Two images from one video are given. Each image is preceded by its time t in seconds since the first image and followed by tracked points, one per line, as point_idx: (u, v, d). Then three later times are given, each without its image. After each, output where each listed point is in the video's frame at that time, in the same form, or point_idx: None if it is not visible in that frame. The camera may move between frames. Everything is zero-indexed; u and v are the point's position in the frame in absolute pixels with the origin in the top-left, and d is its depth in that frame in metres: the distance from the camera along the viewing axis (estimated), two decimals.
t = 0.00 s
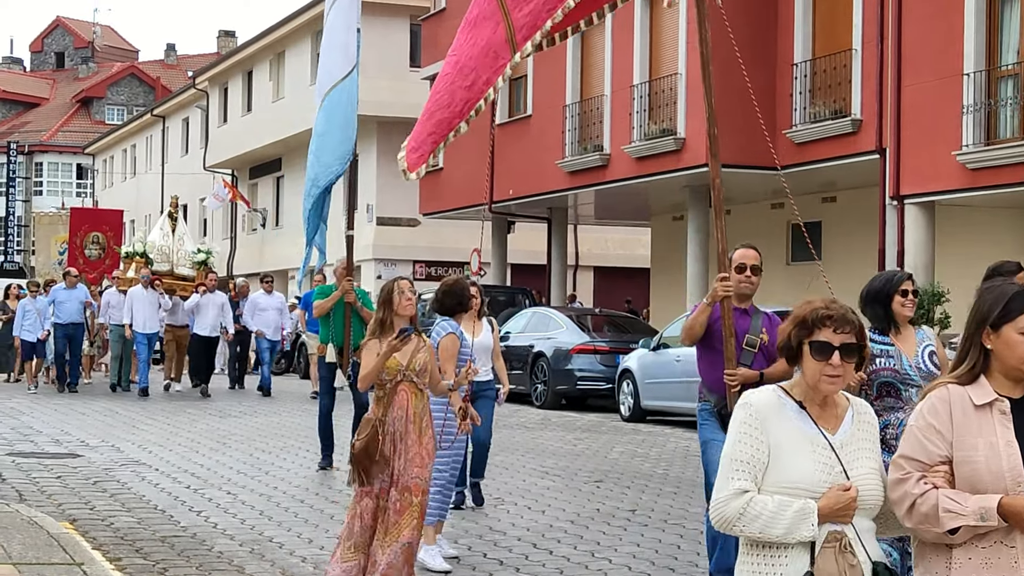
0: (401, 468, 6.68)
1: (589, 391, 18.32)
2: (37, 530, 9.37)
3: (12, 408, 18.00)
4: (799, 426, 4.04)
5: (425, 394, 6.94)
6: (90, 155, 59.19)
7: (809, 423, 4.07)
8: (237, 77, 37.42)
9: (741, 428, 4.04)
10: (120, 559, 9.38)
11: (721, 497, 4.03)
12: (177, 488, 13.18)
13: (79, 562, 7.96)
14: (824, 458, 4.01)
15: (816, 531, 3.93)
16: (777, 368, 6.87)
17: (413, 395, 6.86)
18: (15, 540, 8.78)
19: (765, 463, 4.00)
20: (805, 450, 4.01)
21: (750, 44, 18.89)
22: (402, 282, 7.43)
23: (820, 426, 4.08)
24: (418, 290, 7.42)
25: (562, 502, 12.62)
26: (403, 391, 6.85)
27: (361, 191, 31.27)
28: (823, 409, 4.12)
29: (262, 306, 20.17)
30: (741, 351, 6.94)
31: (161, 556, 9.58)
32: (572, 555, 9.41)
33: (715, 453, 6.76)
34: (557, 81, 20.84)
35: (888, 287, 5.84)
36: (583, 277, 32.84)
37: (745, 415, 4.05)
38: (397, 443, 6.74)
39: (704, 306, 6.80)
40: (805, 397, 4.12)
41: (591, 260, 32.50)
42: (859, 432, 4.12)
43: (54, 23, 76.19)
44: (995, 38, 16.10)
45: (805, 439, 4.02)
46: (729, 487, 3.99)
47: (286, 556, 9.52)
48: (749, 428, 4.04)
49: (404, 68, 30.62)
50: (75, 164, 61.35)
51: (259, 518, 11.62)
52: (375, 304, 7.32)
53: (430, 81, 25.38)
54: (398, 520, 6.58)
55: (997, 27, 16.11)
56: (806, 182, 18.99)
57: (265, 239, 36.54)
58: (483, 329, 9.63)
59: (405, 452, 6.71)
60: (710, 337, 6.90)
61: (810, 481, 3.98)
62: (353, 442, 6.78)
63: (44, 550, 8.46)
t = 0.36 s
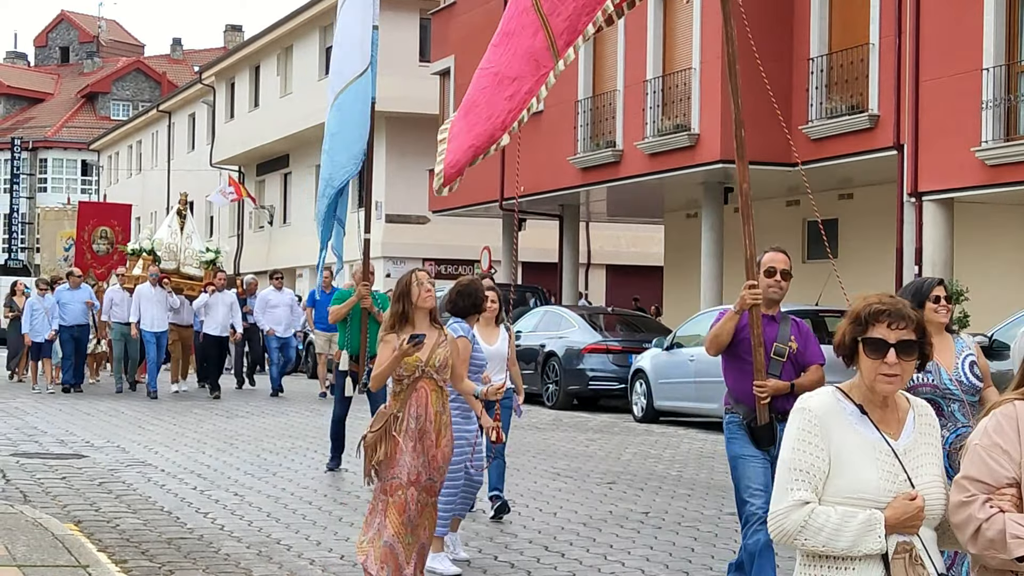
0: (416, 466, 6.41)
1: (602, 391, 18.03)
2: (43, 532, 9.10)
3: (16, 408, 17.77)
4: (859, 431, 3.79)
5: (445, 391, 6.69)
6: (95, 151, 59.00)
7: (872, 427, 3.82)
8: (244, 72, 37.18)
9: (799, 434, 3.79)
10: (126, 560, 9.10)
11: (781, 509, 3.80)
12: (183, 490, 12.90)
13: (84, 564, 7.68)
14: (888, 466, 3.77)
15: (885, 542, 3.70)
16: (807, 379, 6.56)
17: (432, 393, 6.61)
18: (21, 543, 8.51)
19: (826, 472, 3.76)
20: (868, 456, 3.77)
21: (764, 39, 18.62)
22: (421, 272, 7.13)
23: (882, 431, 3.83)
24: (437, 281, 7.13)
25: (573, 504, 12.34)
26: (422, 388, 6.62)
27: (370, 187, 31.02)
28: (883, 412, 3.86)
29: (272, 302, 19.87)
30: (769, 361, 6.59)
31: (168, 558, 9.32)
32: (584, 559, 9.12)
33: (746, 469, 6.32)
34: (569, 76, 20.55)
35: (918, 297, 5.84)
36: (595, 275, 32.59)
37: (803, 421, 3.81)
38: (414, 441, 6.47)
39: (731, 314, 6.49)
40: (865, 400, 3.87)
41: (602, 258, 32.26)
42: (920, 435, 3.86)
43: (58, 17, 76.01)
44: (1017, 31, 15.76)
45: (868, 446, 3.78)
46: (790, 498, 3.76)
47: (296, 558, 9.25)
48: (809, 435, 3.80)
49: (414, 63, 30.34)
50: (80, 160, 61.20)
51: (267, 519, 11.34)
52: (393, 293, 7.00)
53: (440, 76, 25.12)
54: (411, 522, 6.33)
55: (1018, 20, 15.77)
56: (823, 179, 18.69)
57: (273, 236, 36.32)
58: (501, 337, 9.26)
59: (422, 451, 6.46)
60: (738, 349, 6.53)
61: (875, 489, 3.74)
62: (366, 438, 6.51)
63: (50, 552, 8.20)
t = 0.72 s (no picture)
0: (432, 480, 6.08)
1: (613, 392, 17.71)
2: (45, 536, 8.78)
3: (18, 409, 17.48)
4: (917, 453, 3.46)
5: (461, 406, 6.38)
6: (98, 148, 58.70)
7: (928, 448, 3.48)
8: (249, 67, 36.86)
9: (853, 458, 3.44)
10: (129, 564, 8.75)
11: (834, 540, 3.45)
12: (187, 492, 12.60)
13: (84, 569, 7.38)
14: (949, 490, 3.44)
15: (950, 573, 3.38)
16: (834, 380, 6.16)
17: (448, 407, 6.28)
18: (22, 546, 8.19)
19: (883, 498, 3.42)
20: (927, 480, 3.44)
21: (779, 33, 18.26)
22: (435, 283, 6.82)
23: (938, 453, 3.50)
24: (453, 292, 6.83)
25: (585, 506, 12.02)
26: (438, 400, 6.28)
27: (377, 184, 30.73)
28: (937, 431, 3.54)
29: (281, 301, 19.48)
30: (796, 360, 6.18)
31: (172, 562, 8.98)
32: (595, 563, 8.78)
33: (768, 473, 6.00)
34: (580, 70, 20.23)
35: (951, 291, 5.69)
36: (606, 273, 32.29)
37: (856, 444, 3.46)
38: (429, 456, 6.13)
39: (758, 312, 6.11)
40: (917, 420, 3.54)
41: (613, 256, 32.03)
42: (976, 456, 3.55)
43: (60, 12, 75.72)
44: None
45: (926, 469, 3.45)
46: (845, 528, 3.42)
47: (303, 562, 8.88)
48: (862, 460, 3.45)
49: (422, 58, 30.03)
50: (82, 156, 60.90)
51: (272, 522, 11.03)
52: (408, 304, 6.69)
53: (449, 70, 24.80)
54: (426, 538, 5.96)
55: None
56: (839, 175, 18.36)
57: (279, 233, 36.06)
58: (519, 338, 8.96)
59: (437, 467, 6.12)
60: (762, 350, 6.19)
61: (937, 515, 3.41)
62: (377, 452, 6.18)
63: (52, 555, 7.89)
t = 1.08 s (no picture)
0: (463, 482, 5.84)
1: (629, 394, 17.23)
2: (46, 542, 8.24)
3: (18, 412, 17.01)
4: (987, 455, 3.20)
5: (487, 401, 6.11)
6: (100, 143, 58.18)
7: (997, 451, 3.22)
8: (255, 60, 36.33)
9: (920, 462, 3.17)
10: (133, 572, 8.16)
11: (898, 550, 3.17)
12: (192, 497, 12.13)
13: None
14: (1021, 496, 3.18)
15: None
16: (868, 380, 5.74)
17: (478, 403, 6.03)
18: (23, 553, 7.68)
19: (953, 505, 3.15)
20: (999, 485, 3.18)
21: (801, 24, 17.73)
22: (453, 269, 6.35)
23: (1008, 457, 3.24)
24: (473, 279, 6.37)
25: (602, 512, 11.52)
26: (468, 398, 6.01)
27: (387, 180, 30.24)
28: (1008, 435, 3.28)
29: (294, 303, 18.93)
30: (825, 358, 5.78)
31: (176, 570, 8.39)
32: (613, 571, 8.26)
33: (793, 481, 5.59)
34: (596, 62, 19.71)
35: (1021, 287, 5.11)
36: (622, 271, 31.81)
37: (923, 446, 3.19)
38: (459, 457, 5.88)
39: (786, 306, 5.70)
40: (986, 421, 3.28)
41: (630, 254, 31.54)
42: None
43: (62, 4, 75.16)
44: None
45: (997, 473, 3.19)
46: (912, 537, 3.13)
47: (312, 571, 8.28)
48: (927, 463, 3.18)
49: (433, 51, 29.52)
50: (84, 152, 60.35)
51: (279, 529, 10.54)
52: (429, 294, 6.20)
53: (461, 64, 24.30)
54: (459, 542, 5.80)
55: None
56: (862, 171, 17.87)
57: (286, 231, 35.57)
58: (544, 335, 8.40)
59: (469, 467, 5.87)
60: (790, 344, 5.75)
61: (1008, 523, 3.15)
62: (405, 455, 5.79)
63: (53, 563, 7.40)
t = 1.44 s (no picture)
0: (490, 497, 5.43)
1: (644, 397, 16.84)
2: (47, 549, 7.84)
3: (19, 415, 16.63)
4: None
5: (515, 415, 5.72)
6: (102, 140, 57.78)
7: None
8: (261, 56, 35.97)
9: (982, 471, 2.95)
10: None
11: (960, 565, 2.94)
12: (197, 502, 11.75)
13: None
14: None
15: None
16: (900, 389, 5.27)
17: (505, 415, 5.63)
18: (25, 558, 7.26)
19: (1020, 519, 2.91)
20: None
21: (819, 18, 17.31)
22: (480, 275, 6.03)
23: None
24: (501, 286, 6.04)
25: (615, 518, 11.12)
26: (495, 411, 5.63)
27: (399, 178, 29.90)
28: None
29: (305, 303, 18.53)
30: (856, 365, 5.33)
31: None
32: None
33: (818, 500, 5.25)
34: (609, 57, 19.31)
35: None
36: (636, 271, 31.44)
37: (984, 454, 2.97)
38: (484, 472, 5.48)
39: (816, 310, 5.27)
40: None
41: (644, 254, 31.17)
42: None
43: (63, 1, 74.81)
44: None
45: None
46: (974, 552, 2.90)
47: None
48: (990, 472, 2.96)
49: (443, 46, 29.15)
50: (86, 150, 59.96)
51: (285, 535, 10.15)
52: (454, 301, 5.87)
53: (470, 59, 23.92)
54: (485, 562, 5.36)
55: None
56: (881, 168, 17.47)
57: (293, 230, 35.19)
58: (565, 344, 8.03)
59: (495, 482, 5.47)
60: (822, 348, 5.30)
61: None
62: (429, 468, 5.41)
63: (55, 570, 7.00)
